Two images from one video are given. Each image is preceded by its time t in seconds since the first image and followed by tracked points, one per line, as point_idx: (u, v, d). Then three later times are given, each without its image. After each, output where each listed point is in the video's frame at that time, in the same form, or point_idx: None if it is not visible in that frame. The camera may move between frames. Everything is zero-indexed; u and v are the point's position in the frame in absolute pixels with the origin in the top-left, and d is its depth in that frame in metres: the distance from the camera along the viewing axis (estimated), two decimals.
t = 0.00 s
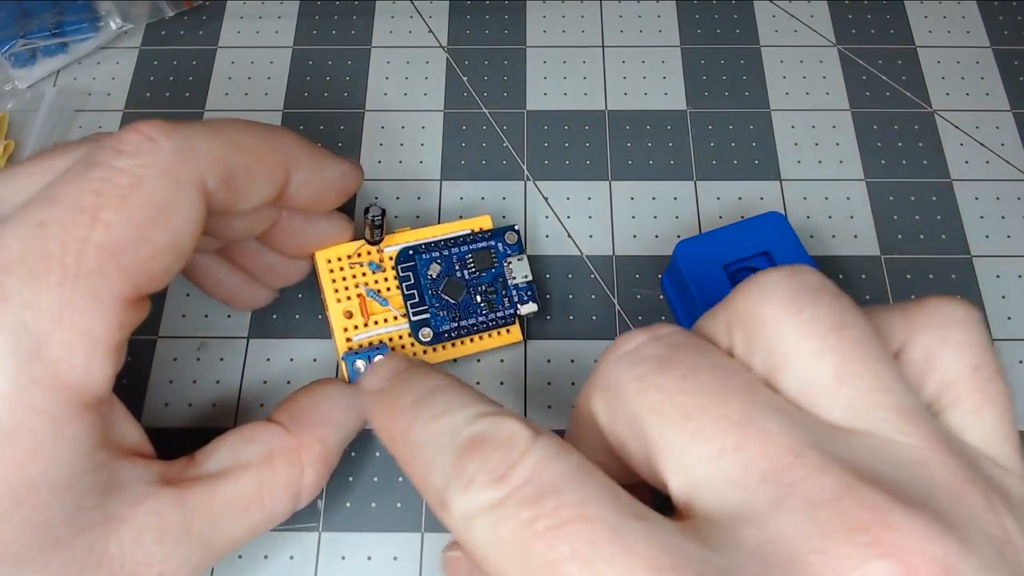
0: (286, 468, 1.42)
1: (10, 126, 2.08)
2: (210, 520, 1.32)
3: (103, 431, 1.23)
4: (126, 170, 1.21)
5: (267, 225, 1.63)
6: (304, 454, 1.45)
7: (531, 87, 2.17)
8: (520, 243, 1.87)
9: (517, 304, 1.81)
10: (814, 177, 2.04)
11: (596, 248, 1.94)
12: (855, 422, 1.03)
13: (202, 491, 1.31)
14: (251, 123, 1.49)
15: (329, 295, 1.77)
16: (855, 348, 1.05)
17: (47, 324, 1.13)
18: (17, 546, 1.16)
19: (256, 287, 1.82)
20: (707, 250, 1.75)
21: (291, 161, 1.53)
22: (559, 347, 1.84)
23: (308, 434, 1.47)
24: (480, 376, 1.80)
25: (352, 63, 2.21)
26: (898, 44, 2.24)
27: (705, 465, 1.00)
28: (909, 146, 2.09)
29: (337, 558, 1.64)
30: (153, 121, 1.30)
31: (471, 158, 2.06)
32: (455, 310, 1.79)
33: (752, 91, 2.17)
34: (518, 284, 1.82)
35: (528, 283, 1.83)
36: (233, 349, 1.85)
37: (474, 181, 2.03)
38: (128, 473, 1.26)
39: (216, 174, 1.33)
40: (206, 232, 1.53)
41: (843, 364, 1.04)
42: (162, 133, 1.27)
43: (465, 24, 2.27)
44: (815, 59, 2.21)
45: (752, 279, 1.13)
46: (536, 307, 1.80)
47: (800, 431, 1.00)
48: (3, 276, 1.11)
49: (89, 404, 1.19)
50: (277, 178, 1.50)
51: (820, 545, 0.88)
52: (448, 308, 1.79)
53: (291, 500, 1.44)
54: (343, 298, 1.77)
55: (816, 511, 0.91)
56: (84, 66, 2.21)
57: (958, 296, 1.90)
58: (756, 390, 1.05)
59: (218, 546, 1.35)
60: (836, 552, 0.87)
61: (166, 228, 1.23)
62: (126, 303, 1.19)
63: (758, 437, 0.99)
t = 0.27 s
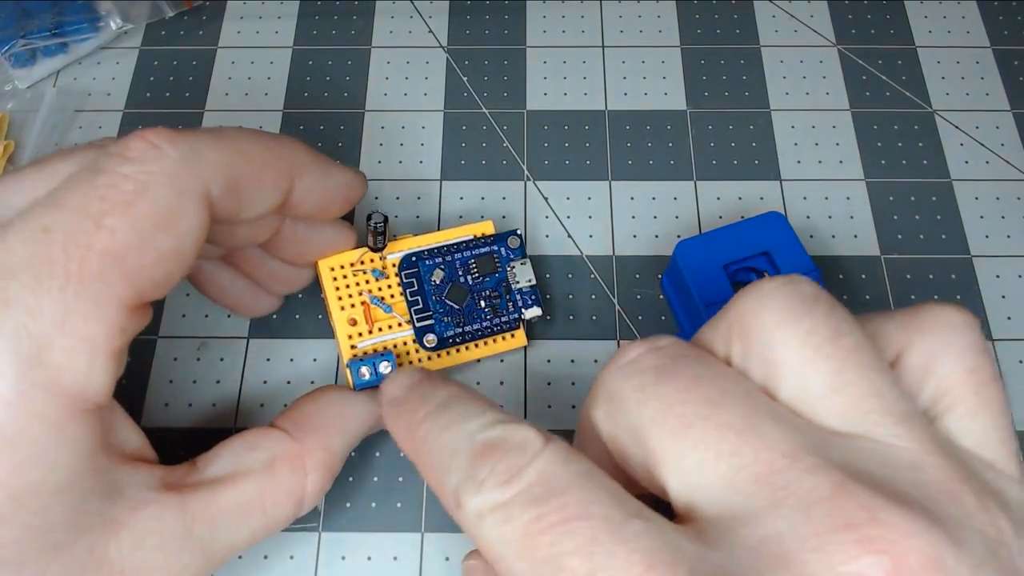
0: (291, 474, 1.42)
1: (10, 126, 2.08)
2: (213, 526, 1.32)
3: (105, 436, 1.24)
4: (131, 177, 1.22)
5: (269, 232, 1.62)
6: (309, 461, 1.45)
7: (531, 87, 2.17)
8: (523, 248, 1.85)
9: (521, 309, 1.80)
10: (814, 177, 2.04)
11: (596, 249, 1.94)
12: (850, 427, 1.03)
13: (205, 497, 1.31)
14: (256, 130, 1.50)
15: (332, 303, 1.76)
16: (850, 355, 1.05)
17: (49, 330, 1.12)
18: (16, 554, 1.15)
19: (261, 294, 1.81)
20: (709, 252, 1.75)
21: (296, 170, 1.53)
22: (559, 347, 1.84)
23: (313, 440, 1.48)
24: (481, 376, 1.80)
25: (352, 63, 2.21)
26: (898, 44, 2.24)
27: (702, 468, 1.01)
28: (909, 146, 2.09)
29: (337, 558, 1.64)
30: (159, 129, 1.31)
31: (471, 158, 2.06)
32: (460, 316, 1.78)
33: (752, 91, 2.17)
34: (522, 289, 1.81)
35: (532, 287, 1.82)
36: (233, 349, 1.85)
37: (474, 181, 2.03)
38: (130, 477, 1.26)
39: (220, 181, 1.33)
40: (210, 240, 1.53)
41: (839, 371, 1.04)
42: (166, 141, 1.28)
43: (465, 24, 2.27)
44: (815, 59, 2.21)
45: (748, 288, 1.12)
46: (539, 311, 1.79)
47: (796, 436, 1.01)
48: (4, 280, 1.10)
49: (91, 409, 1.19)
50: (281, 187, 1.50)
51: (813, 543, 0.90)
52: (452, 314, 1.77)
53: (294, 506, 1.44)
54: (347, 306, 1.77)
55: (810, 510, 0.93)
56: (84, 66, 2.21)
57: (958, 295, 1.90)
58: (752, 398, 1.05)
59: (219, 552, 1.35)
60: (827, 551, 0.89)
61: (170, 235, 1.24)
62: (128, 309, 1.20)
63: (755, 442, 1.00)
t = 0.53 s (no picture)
0: (293, 487, 1.42)
1: (9, 126, 2.08)
2: (214, 540, 1.32)
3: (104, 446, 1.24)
4: (131, 185, 1.22)
5: (269, 240, 1.61)
6: (312, 475, 1.45)
7: (531, 87, 2.17)
8: (521, 254, 1.86)
9: (520, 316, 1.80)
10: (814, 177, 2.04)
11: (596, 249, 1.94)
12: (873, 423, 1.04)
13: (206, 510, 1.31)
14: (256, 138, 1.49)
15: (330, 312, 1.75)
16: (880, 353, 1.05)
17: (48, 341, 1.12)
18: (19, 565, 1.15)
19: (261, 299, 1.80)
20: (708, 252, 1.75)
21: (298, 179, 1.53)
22: (559, 346, 1.84)
23: (317, 453, 1.48)
24: (480, 376, 1.81)
25: (352, 63, 2.21)
26: (897, 44, 2.24)
27: (737, 463, 1.01)
28: (909, 146, 2.09)
29: (337, 559, 1.64)
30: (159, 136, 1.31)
31: (471, 158, 2.06)
32: (459, 323, 1.77)
33: (752, 91, 2.17)
34: (521, 296, 1.81)
35: (530, 294, 1.82)
36: (233, 349, 1.84)
37: (474, 181, 2.03)
38: (132, 485, 1.27)
39: (220, 189, 1.34)
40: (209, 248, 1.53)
41: (869, 368, 1.04)
42: (167, 148, 1.29)
43: (465, 24, 2.27)
44: (815, 59, 2.21)
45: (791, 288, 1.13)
46: (538, 318, 1.79)
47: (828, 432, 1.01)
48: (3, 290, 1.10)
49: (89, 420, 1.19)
50: (281, 194, 1.49)
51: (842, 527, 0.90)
52: (451, 321, 1.77)
53: (296, 520, 1.43)
54: (345, 314, 1.76)
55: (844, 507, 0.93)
56: (84, 67, 2.21)
57: (958, 295, 1.90)
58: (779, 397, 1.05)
59: (220, 564, 1.35)
60: (865, 546, 0.89)
61: (170, 244, 1.24)
62: (128, 319, 1.20)
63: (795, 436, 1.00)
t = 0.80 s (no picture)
0: (286, 475, 1.42)
1: (9, 126, 2.08)
2: (209, 528, 1.32)
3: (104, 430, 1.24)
4: (129, 172, 1.23)
5: (262, 232, 1.62)
6: (305, 463, 1.45)
7: (531, 87, 2.17)
8: (511, 244, 1.84)
9: (512, 304, 1.78)
10: (814, 177, 2.04)
11: (596, 249, 1.94)
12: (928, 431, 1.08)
13: (203, 497, 1.32)
14: (253, 129, 1.50)
15: (324, 310, 1.75)
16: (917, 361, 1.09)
17: (48, 324, 1.13)
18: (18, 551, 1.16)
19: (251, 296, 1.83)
20: (707, 251, 1.75)
21: (292, 170, 1.53)
22: (559, 346, 1.84)
23: (309, 442, 1.48)
24: (481, 376, 1.81)
25: (353, 63, 2.21)
26: (897, 44, 2.24)
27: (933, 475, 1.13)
28: (909, 146, 2.09)
29: (337, 558, 1.64)
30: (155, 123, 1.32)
31: (471, 158, 2.06)
32: (451, 315, 1.76)
33: (752, 91, 2.17)
34: (512, 284, 1.79)
35: (522, 282, 1.79)
36: (233, 349, 1.84)
37: (474, 181, 2.03)
38: (128, 470, 1.27)
39: (216, 177, 1.35)
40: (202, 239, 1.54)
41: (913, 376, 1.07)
42: (163, 135, 1.30)
43: (465, 24, 2.27)
44: (815, 59, 2.21)
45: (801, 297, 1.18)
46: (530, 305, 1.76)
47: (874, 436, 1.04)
48: (5, 273, 1.12)
49: (89, 400, 1.20)
50: (276, 184, 1.50)
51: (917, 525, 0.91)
52: (443, 314, 1.76)
53: (290, 509, 1.43)
54: (338, 311, 1.76)
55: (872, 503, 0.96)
56: (83, 66, 2.21)
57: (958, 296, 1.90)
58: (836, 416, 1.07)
59: (216, 552, 1.34)
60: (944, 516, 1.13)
61: (166, 228, 1.25)
62: (127, 302, 1.21)
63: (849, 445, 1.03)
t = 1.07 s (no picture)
0: (276, 460, 1.41)
1: (9, 126, 2.08)
2: (201, 513, 1.31)
3: (97, 418, 1.26)
4: (121, 162, 1.27)
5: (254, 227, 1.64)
6: (295, 449, 1.44)
7: (531, 87, 2.17)
8: (504, 237, 1.84)
9: (504, 297, 1.78)
10: (814, 177, 2.04)
11: (596, 249, 1.94)
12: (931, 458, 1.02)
13: (193, 484, 1.31)
14: (244, 126, 1.54)
15: (317, 301, 1.75)
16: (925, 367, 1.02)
17: (40, 310, 1.17)
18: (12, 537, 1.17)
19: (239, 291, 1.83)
20: (706, 251, 1.75)
21: (283, 164, 1.56)
22: (559, 346, 1.83)
23: (300, 428, 1.47)
24: (480, 375, 1.81)
25: (353, 63, 2.21)
26: (898, 44, 2.24)
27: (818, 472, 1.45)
28: (909, 146, 2.09)
29: (337, 558, 1.64)
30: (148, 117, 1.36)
31: (470, 158, 2.06)
32: (443, 307, 1.76)
33: (752, 91, 2.17)
34: (505, 276, 1.79)
35: (514, 274, 1.79)
36: (233, 349, 1.84)
37: (474, 181, 2.03)
38: (120, 459, 1.27)
39: (206, 169, 1.37)
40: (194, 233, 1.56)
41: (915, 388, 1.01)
42: (155, 129, 1.33)
43: (465, 24, 2.27)
44: (815, 59, 2.21)
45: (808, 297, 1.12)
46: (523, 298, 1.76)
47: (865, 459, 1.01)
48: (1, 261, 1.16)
49: (82, 386, 1.22)
50: (268, 177, 1.52)
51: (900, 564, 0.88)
52: (436, 306, 1.76)
53: (281, 495, 1.41)
54: (331, 303, 1.75)
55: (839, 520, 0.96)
56: (83, 66, 2.21)
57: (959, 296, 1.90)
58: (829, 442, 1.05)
59: (208, 539, 1.34)
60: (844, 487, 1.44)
61: (157, 219, 1.28)
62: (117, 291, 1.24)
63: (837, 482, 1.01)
